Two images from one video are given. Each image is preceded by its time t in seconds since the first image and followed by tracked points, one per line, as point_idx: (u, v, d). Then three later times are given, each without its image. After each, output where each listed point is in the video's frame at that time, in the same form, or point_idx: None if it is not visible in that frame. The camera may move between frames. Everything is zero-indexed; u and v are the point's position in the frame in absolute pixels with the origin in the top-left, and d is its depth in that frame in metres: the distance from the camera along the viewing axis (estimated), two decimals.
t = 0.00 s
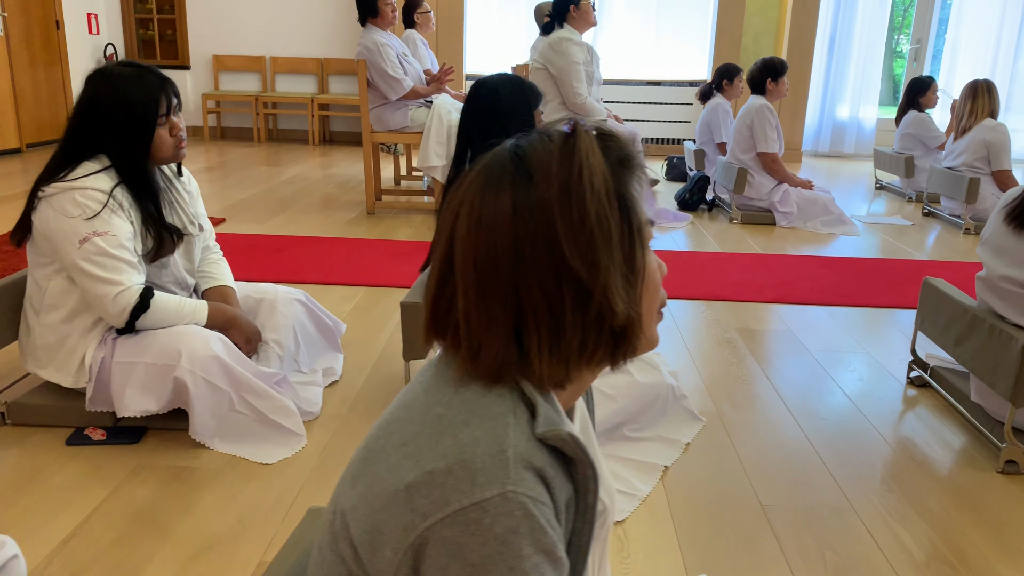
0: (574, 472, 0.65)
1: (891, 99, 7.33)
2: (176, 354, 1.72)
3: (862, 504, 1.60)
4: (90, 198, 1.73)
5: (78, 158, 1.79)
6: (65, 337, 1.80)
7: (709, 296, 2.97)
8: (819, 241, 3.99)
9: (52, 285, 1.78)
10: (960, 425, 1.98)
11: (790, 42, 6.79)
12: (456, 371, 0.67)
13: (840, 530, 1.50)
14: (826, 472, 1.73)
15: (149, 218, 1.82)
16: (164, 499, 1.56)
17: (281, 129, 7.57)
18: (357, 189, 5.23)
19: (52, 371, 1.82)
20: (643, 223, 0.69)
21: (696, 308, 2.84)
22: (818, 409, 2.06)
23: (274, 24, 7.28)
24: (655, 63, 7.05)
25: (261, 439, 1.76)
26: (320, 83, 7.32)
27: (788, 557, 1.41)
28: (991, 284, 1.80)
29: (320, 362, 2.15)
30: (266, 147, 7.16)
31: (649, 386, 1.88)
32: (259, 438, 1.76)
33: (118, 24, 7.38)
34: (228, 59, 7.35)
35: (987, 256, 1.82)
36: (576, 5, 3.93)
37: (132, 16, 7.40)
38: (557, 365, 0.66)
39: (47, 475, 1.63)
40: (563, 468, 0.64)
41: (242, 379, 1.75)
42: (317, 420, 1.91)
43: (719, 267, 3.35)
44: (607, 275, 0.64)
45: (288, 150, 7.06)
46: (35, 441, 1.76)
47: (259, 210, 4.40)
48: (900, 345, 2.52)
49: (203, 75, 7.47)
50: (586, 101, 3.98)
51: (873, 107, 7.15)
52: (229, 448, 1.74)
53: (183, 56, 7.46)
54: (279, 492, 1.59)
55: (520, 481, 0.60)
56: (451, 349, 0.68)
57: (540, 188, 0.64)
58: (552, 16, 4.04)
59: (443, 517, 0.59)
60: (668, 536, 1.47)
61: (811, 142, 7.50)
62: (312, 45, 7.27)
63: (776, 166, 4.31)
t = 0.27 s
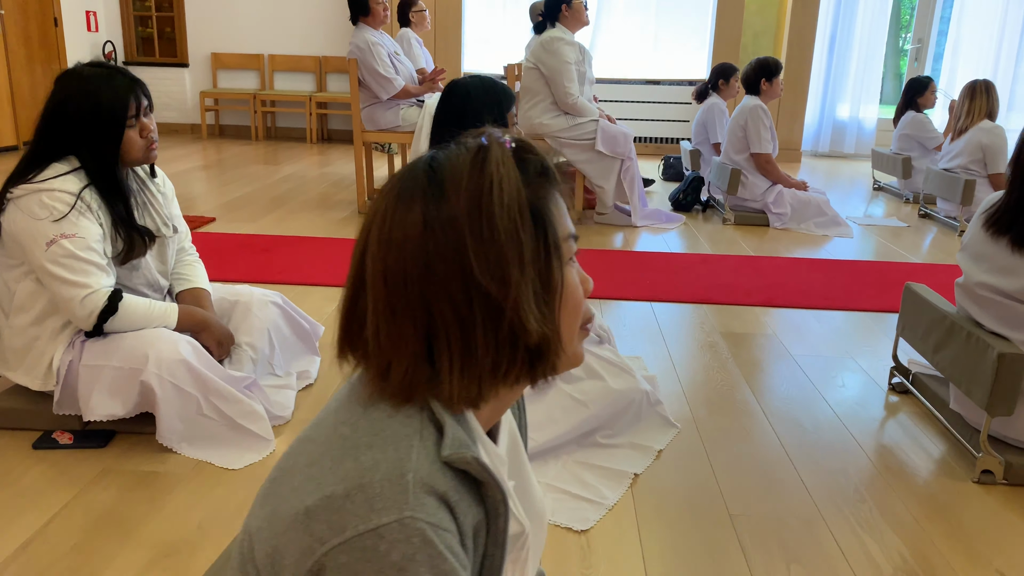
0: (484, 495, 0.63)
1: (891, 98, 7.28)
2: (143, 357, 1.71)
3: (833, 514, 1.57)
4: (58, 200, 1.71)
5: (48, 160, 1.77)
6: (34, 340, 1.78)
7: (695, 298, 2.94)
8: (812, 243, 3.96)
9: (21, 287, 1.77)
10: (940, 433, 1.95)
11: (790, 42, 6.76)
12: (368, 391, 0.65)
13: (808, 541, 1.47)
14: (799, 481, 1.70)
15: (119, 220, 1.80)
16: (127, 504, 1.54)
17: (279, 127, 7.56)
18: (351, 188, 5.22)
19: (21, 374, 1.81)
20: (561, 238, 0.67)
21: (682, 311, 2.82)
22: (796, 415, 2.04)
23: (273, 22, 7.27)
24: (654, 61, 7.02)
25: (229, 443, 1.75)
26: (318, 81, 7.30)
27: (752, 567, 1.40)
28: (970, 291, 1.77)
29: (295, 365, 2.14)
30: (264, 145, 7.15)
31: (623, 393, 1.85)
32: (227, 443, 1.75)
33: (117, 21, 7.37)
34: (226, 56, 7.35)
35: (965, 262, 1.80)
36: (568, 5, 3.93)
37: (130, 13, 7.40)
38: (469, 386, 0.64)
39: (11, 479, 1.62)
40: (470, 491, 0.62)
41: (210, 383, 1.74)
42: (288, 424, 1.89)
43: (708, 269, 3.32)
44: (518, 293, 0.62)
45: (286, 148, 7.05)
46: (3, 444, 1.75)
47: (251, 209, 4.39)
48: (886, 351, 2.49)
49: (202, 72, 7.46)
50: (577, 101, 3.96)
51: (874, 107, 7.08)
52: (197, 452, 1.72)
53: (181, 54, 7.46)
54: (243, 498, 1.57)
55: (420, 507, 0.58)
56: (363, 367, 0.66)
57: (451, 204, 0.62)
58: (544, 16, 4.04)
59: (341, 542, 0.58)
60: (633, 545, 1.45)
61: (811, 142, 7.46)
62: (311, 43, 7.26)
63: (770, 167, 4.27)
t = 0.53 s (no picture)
0: (422, 510, 0.62)
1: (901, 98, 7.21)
2: (128, 358, 1.71)
3: (819, 522, 1.55)
4: (45, 200, 1.71)
5: (36, 159, 1.77)
6: (22, 339, 1.78)
7: (693, 300, 2.92)
8: (816, 244, 3.92)
9: (9, 286, 1.77)
10: (934, 440, 1.93)
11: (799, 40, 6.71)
12: (309, 405, 0.64)
13: (792, 550, 1.46)
14: (787, 488, 1.68)
15: (107, 220, 1.80)
16: (108, 505, 1.54)
17: (286, 124, 7.57)
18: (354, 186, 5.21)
19: (8, 373, 1.81)
20: (508, 249, 0.66)
21: (678, 313, 2.80)
22: (788, 420, 2.01)
23: (281, 19, 7.29)
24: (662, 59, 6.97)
25: (214, 444, 1.75)
26: (325, 78, 7.31)
27: None
28: (964, 296, 1.74)
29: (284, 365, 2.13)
30: (271, 142, 7.16)
31: (612, 398, 1.82)
32: (211, 444, 1.75)
33: (126, 18, 7.40)
34: (234, 54, 7.36)
35: (960, 267, 1.77)
36: (571, 3, 3.94)
37: (139, 10, 7.42)
38: (411, 400, 0.63)
39: None
40: (408, 507, 0.61)
41: (195, 384, 1.74)
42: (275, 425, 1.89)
43: (708, 271, 3.30)
44: (459, 306, 0.61)
45: (292, 145, 7.05)
46: None
47: (253, 207, 4.39)
48: (882, 355, 2.47)
49: (210, 69, 7.48)
50: (580, 100, 3.93)
51: (884, 105, 7.02)
52: (181, 453, 1.72)
53: (190, 50, 7.47)
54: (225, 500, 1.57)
55: (352, 525, 0.57)
56: (305, 380, 0.65)
57: (391, 216, 0.60)
58: (546, 15, 4.04)
59: (271, 560, 0.56)
60: (614, 551, 1.44)
61: (821, 141, 7.41)
62: (318, 41, 7.26)
63: (774, 167, 4.25)
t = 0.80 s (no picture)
0: (381, 504, 0.62)
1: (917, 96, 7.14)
2: (126, 351, 1.72)
3: (814, 523, 1.54)
4: (45, 194, 1.73)
5: (38, 153, 1.79)
6: (24, 331, 1.80)
7: (697, 298, 2.90)
8: (825, 243, 3.89)
9: (11, 279, 1.79)
10: (935, 441, 1.91)
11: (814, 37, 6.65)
12: (271, 398, 0.64)
13: (785, 550, 1.45)
14: (783, 487, 1.67)
15: (108, 214, 1.81)
16: (104, 496, 1.55)
17: (299, 121, 7.61)
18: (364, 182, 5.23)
19: (10, 365, 1.83)
20: (472, 244, 0.66)
21: (682, 310, 2.78)
22: (788, 419, 2.00)
23: (294, 16, 7.31)
24: (675, 56, 6.94)
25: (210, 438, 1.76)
26: (338, 74, 7.33)
27: None
28: (966, 296, 1.72)
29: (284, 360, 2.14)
30: (284, 138, 7.19)
31: (609, 395, 1.80)
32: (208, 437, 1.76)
33: (142, 14, 7.45)
34: (248, 50, 7.40)
35: (963, 266, 1.75)
36: None
37: (155, 7, 7.47)
38: (372, 396, 0.63)
39: None
40: (367, 501, 0.61)
41: (193, 377, 1.74)
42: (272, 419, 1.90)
43: (714, 269, 3.28)
44: (419, 301, 0.61)
45: (305, 141, 7.08)
46: None
47: (263, 202, 4.41)
48: (886, 355, 2.44)
49: (224, 66, 7.52)
50: (588, 96, 3.92)
51: (900, 103, 6.94)
52: (178, 446, 1.74)
53: (204, 47, 7.52)
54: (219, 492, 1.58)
55: (307, 518, 0.57)
56: (268, 373, 0.65)
57: (351, 210, 0.60)
58: (555, 10, 4.02)
59: (226, 552, 0.56)
60: (605, 549, 1.43)
61: (835, 139, 7.35)
62: (332, 37, 7.29)
63: (784, 165, 4.22)
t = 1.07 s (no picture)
0: (349, 484, 0.62)
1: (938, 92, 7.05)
2: (131, 338, 1.75)
3: (811, 517, 1.54)
4: (53, 183, 1.75)
5: (47, 143, 1.82)
6: (32, 319, 1.83)
7: (705, 293, 2.89)
8: (839, 239, 3.86)
9: (21, 267, 1.82)
10: (940, 437, 1.89)
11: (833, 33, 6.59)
12: (243, 378, 0.65)
13: (780, 543, 1.44)
14: (782, 481, 1.67)
15: (115, 203, 1.84)
16: (107, 480, 1.58)
17: (316, 115, 7.64)
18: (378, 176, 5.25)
19: (20, 352, 1.86)
20: (442, 228, 0.66)
21: (689, 305, 2.78)
22: (791, 414, 1.99)
23: (311, 11, 7.35)
24: (692, 51, 6.90)
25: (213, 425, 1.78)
26: (355, 69, 7.36)
27: (717, 567, 1.37)
28: (971, 291, 1.70)
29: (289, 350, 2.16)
30: (301, 132, 7.24)
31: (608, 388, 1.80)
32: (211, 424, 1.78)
33: (161, 9, 7.52)
34: (266, 44, 7.45)
35: (968, 261, 1.73)
36: None
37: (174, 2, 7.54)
38: (341, 376, 0.63)
39: None
40: (334, 479, 0.62)
41: (196, 365, 1.76)
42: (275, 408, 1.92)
43: (724, 264, 3.27)
44: (386, 283, 0.62)
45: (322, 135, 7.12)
46: None
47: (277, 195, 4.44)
48: (894, 351, 2.42)
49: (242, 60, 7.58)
50: (600, 90, 3.91)
51: (920, 99, 6.86)
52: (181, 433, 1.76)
53: (223, 41, 7.58)
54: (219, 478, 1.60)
55: (272, 493, 0.57)
56: (241, 354, 0.66)
57: (320, 193, 0.61)
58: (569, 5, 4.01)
59: (192, 526, 0.57)
60: (599, 539, 1.43)
61: (854, 135, 7.28)
62: (348, 31, 7.31)
63: (798, 160, 4.19)
